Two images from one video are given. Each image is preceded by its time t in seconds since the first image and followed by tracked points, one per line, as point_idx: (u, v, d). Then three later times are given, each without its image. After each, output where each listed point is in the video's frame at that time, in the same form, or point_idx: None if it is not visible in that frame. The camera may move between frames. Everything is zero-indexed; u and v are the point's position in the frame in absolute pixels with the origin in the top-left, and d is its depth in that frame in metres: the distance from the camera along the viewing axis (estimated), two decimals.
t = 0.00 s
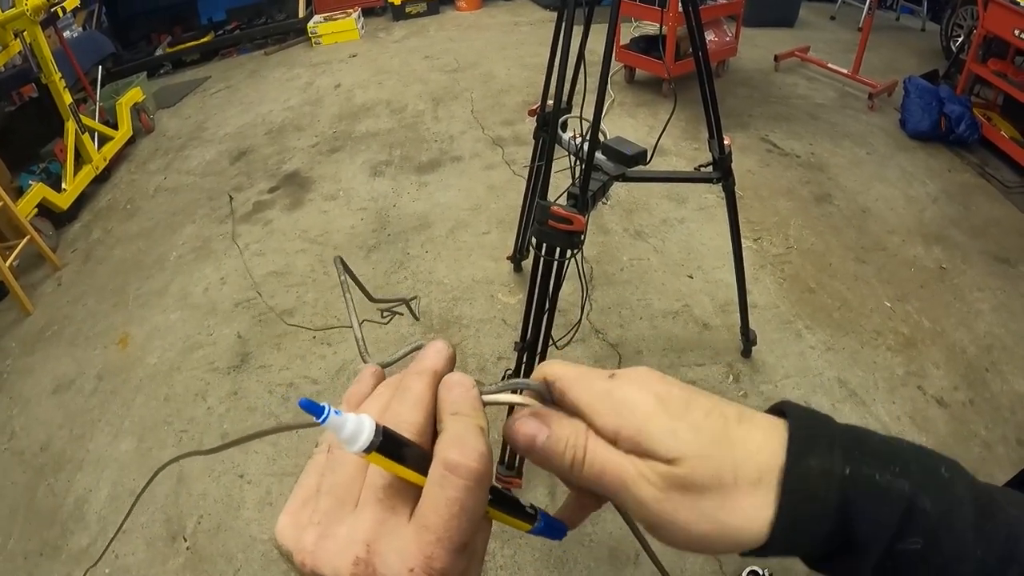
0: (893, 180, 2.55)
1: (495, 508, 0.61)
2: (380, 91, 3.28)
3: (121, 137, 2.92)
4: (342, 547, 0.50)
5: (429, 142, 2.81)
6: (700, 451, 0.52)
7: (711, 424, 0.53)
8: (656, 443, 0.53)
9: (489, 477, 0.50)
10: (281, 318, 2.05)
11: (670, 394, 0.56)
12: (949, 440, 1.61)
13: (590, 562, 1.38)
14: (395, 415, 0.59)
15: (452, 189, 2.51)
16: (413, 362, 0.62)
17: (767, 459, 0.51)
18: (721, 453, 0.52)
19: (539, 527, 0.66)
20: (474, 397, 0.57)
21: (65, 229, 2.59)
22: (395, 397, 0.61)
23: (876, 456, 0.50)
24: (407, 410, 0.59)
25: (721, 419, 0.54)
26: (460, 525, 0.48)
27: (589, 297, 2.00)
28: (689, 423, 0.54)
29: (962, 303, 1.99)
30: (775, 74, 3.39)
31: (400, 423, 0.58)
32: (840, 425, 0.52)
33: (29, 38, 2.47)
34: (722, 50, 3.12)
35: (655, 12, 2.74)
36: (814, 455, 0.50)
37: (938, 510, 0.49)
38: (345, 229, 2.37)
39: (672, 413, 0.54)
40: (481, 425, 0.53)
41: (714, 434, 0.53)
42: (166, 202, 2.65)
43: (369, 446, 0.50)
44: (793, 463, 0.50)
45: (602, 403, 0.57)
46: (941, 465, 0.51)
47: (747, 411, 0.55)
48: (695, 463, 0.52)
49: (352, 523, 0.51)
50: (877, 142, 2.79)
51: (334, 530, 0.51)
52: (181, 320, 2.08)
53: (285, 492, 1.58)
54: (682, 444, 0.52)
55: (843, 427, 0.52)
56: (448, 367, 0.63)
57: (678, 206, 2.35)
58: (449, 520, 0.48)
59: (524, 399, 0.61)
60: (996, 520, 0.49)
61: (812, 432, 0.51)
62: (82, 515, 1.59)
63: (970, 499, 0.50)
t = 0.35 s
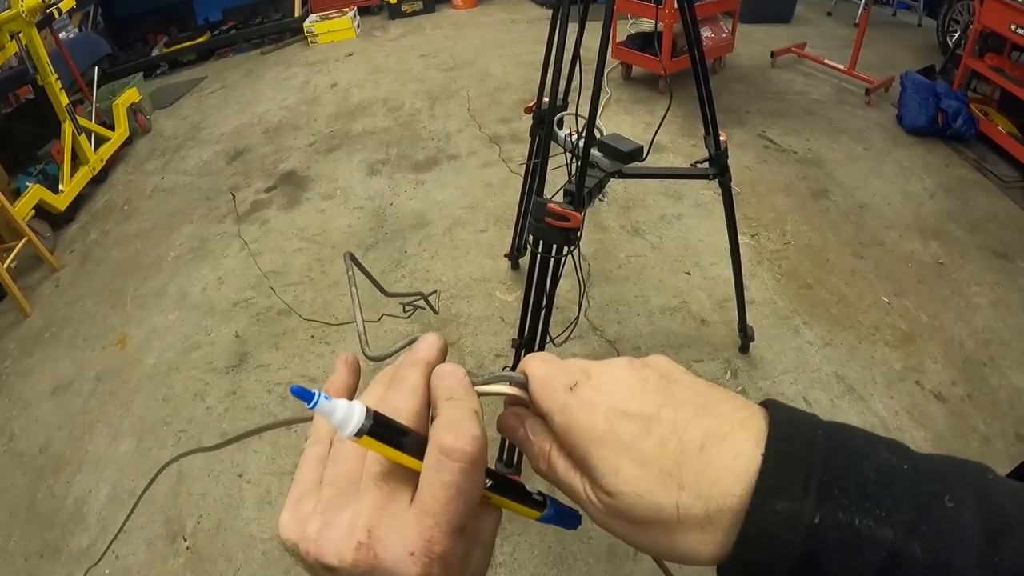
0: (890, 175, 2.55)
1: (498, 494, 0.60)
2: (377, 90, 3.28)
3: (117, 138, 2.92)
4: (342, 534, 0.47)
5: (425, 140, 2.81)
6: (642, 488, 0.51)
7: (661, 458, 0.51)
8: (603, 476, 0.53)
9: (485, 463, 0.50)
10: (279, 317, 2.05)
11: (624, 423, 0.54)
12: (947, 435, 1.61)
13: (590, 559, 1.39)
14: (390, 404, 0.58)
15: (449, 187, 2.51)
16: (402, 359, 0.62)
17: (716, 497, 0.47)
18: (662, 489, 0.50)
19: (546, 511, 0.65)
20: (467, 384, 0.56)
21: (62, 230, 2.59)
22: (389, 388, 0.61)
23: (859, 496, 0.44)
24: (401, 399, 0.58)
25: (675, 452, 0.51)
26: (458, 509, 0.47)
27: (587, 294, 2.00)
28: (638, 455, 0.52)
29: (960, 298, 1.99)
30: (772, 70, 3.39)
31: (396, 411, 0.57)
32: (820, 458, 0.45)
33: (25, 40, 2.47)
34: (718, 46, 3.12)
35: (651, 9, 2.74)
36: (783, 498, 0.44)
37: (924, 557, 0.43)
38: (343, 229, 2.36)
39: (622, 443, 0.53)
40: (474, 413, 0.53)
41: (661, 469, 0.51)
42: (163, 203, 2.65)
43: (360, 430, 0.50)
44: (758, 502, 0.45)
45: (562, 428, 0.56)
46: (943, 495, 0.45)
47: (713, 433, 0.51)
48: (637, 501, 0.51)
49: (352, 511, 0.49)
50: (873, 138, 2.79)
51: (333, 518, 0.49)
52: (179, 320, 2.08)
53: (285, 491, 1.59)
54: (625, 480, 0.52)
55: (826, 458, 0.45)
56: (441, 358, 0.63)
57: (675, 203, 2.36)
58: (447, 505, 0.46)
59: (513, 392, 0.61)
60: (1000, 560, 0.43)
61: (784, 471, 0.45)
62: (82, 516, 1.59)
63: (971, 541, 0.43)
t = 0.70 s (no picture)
0: (887, 171, 2.56)
1: (489, 480, 0.58)
2: (373, 89, 3.27)
3: (114, 139, 2.91)
4: (339, 525, 0.47)
5: (422, 139, 2.81)
6: (590, 496, 0.43)
7: (611, 469, 0.42)
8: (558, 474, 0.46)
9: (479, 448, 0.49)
10: (277, 317, 2.05)
11: (584, 424, 0.45)
12: (945, 430, 1.62)
13: (589, 555, 1.39)
14: (386, 396, 0.58)
15: (446, 186, 2.51)
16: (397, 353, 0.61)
17: (658, 520, 0.39)
18: (607, 502, 0.42)
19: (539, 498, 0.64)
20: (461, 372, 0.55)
21: (59, 232, 2.58)
22: (385, 381, 0.60)
23: (797, 529, 0.36)
24: (397, 392, 0.58)
25: (626, 466, 0.41)
26: (453, 496, 0.46)
27: (584, 291, 2.00)
28: (591, 461, 0.43)
29: (957, 293, 2.00)
30: (768, 67, 3.39)
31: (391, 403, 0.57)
32: (766, 494, 0.36)
33: (21, 41, 2.46)
34: (714, 43, 3.12)
35: (647, 6, 2.74)
36: (722, 531, 0.37)
37: None
38: (340, 228, 2.37)
39: (577, 443, 0.45)
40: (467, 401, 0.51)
41: (610, 481, 0.42)
42: (160, 204, 2.65)
43: (357, 422, 0.50)
44: (693, 540, 0.37)
45: (531, 417, 0.49)
46: (891, 525, 0.35)
47: (675, 450, 0.40)
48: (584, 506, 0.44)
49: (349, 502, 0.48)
50: (870, 134, 2.79)
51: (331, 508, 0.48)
52: (177, 320, 2.08)
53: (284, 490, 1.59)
54: (575, 484, 0.44)
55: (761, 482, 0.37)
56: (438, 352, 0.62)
57: (672, 199, 2.36)
58: (440, 492, 0.45)
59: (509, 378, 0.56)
60: None
61: (719, 504, 0.37)
62: (81, 517, 1.59)
63: None
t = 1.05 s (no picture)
0: (883, 174, 2.57)
1: (470, 461, 0.56)
2: (371, 89, 3.27)
3: (111, 138, 2.91)
4: (323, 500, 0.47)
5: (419, 140, 2.81)
6: (574, 468, 0.43)
7: (597, 441, 0.41)
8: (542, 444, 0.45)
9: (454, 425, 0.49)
10: (273, 317, 2.05)
11: (571, 397, 0.44)
12: (939, 432, 1.62)
13: (585, 557, 1.39)
14: (374, 381, 0.58)
15: (443, 187, 2.51)
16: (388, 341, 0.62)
17: (641, 494, 0.39)
18: (589, 477, 0.42)
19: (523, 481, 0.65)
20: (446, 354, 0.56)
21: (55, 230, 2.58)
22: (375, 367, 0.60)
23: (774, 505, 0.35)
24: (386, 377, 0.58)
25: (612, 439, 0.41)
26: (429, 470, 0.46)
27: (581, 293, 2.00)
28: (574, 435, 0.43)
29: (952, 296, 2.00)
30: (764, 70, 3.40)
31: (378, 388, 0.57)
32: (744, 469, 0.36)
33: (18, 39, 2.46)
34: (711, 46, 3.13)
35: (645, 8, 2.75)
36: (700, 503, 0.36)
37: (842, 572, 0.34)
38: (336, 228, 2.36)
39: (564, 415, 0.44)
40: (446, 381, 0.52)
41: (595, 454, 0.41)
42: (157, 203, 2.64)
43: (338, 402, 0.52)
44: (671, 511, 0.36)
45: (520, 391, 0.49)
46: (869, 504, 0.35)
47: (658, 426, 0.39)
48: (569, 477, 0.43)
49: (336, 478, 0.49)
50: (866, 137, 2.80)
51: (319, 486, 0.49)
52: (172, 320, 2.07)
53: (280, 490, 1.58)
54: (560, 456, 0.44)
55: (745, 458, 0.36)
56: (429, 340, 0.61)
57: (669, 201, 2.36)
58: (418, 467, 0.46)
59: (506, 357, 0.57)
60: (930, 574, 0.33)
61: (699, 477, 0.36)
62: (76, 517, 1.58)
63: (899, 553, 0.33)
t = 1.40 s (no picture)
0: (885, 179, 2.57)
1: (438, 455, 0.59)
2: (373, 86, 3.27)
3: (112, 131, 2.90)
4: (285, 497, 0.52)
5: (421, 138, 2.80)
6: (585, 452, 0.48)
7: (611, 426, 0.47)
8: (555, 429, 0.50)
9: (408, 419, 0.51)
10: (272, 313, 2.04)
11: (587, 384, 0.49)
12: (939, 439, 1.62)
13: (582, 558, 1.39)
14: (342, 378, 0.60)
15: (445, 185, 2.51)
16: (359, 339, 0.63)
17: (651, 475, 0.44)
18: (602, 458, 0.47)
19: (502, 473, 0.66)
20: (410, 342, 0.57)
21: (55, 223, 2.57)
22: (345, 364, 0.62)
23: (790, 497, 0.40)
24: (354, 374, 0.60)
25: (624, 423, 0.46)
26: (378, 469, 0.49)
27: (582, 294, 1.99)
28: (590, 419, 0.48)
29: (953, 303, 2.00)
30: (768, 73, 3.40)
31: (344, 385, 0.59)
32: (758, 460, 0.41)
33: (21, 30, 2.46)
34: (716, 48, 3.13)
35: (650, 10, 2.75)
36: (714, 492, 0.40)
37: (855, 561, 0.39)
38: (337, 225, 2.36)
39: (580, 401, 0.49)
40: (404, 371, 0.53)
41: (608, 438, 0.46)
42: (157, 197, 2.63)
43: (292, 398, 0.55)
44: (689, 498, 0.41)
45: (537, 373, 0.54)
46: (884, 498, 0.40)
47: (671, 412, 0.45)
48: (580, 459, 0.48)
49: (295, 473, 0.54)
50: (868, 142, 2.80)
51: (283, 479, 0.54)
52: (172, 314, 2.07)
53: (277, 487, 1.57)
54: (573, 439, 0.49)
55: (762, 453, 0.41)
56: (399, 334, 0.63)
57: (671, 203, 2.36)
58: (369, 463, 0.49)
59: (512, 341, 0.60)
60: (944, 566, 0.38)
61: (717, 466, 0.41)
62: (72, 511, 1.58)
63: (913, 544, 0.39)
